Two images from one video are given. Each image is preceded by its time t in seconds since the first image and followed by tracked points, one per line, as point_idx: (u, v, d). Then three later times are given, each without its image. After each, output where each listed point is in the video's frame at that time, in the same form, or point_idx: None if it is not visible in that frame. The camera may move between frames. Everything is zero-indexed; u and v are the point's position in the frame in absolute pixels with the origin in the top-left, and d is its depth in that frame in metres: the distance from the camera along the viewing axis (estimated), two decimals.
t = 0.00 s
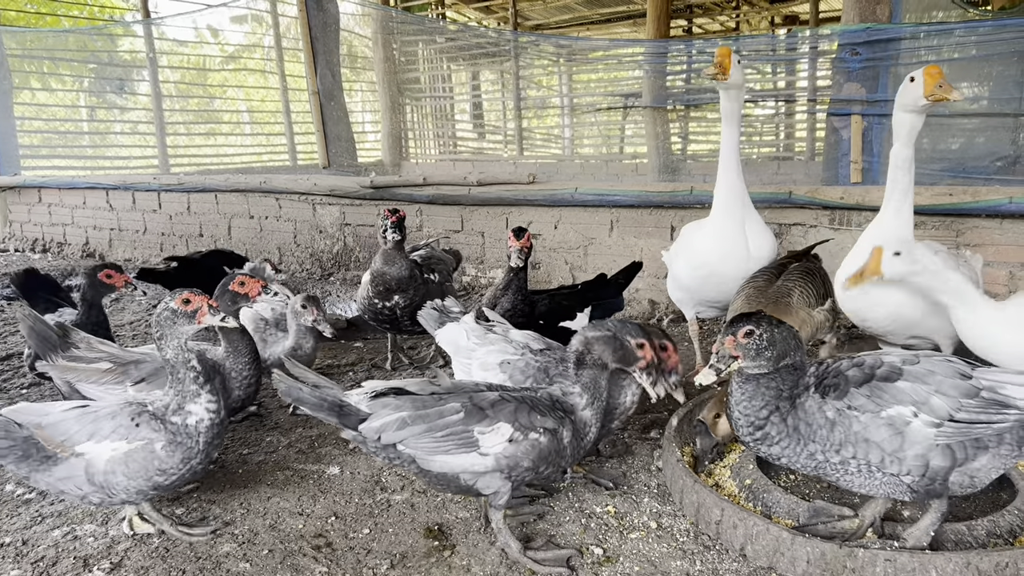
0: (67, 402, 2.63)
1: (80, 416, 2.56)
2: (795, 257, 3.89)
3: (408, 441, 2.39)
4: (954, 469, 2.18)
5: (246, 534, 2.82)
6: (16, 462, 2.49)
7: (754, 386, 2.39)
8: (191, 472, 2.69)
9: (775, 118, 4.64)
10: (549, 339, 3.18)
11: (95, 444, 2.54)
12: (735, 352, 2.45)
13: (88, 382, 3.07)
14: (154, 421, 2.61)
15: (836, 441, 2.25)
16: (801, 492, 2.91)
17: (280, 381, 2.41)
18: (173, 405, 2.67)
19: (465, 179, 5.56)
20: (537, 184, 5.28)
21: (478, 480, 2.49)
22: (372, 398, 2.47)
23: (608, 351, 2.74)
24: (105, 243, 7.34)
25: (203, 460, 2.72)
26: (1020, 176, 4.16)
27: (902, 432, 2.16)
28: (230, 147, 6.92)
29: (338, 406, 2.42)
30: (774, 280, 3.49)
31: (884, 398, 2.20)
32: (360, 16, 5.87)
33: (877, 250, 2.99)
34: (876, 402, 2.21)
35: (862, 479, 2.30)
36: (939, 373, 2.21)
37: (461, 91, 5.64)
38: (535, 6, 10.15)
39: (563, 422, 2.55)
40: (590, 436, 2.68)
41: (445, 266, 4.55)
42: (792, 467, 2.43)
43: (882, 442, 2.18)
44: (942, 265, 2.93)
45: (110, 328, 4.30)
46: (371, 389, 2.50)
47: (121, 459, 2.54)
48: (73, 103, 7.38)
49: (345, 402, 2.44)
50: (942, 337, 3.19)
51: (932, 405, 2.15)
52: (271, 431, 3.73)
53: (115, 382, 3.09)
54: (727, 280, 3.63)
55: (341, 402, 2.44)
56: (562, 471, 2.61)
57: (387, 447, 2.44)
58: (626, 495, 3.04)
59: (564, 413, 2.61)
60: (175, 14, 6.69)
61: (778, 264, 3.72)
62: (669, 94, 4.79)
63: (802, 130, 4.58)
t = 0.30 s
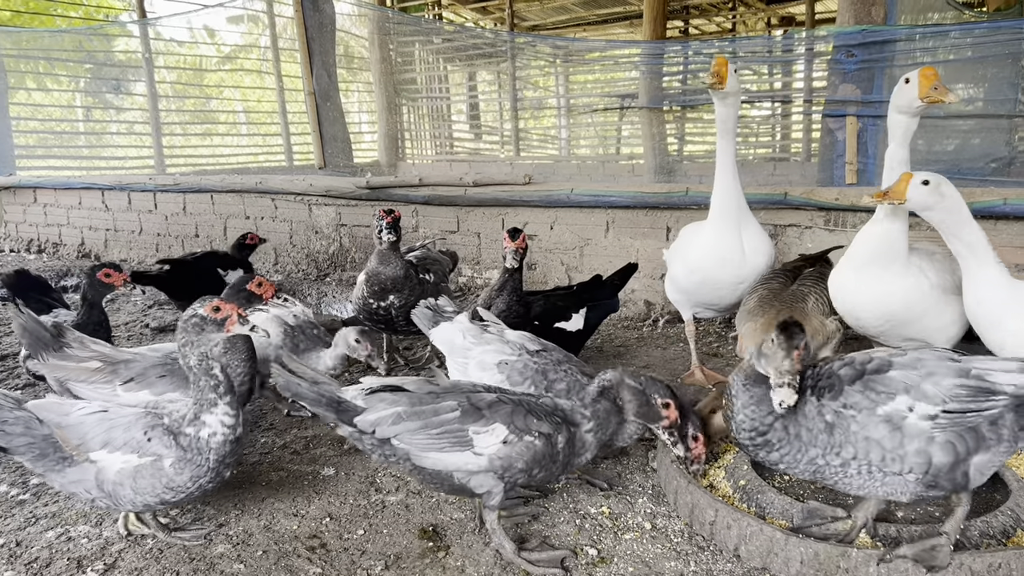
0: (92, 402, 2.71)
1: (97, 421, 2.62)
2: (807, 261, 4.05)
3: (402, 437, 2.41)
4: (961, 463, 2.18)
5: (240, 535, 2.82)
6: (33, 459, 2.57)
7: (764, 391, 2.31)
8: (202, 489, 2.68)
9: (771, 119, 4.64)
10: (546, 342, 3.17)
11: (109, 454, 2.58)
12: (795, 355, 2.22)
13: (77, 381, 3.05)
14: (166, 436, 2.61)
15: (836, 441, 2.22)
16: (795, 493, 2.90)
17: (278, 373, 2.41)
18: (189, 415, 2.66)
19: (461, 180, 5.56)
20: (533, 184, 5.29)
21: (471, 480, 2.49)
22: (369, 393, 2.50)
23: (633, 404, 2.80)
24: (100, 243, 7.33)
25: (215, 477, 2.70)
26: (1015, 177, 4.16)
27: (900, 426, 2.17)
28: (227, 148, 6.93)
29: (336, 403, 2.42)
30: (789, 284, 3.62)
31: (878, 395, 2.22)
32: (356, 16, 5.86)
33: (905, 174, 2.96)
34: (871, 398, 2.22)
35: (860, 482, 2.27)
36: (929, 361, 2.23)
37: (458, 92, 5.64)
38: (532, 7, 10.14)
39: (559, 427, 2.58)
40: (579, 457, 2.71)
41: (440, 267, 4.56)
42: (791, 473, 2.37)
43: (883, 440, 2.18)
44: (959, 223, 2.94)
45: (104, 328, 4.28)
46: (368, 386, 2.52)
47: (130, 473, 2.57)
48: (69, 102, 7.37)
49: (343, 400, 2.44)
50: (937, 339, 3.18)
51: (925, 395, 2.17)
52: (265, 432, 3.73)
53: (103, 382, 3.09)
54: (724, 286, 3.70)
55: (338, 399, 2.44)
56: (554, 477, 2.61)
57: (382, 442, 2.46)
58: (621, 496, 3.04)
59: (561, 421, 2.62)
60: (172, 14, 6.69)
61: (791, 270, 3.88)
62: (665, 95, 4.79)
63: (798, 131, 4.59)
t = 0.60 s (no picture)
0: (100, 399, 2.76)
1: (101, 416, 2.65)
2: (809, 260, 4.14)
3: (401, 428, 2.43)
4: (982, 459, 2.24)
5: (234, 535, 2.82)
6: (39, 454, 2.66)
7: (811, 426, 2.21)
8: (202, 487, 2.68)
9: (767, 121, 4.63)
10: (543, 343, 3.18)
11: (110, 450, 2.61)
12: (841, 391, 2.11)
13: (73, 373, 3.04)
14: (166, 434, 2.62)
15: (876, 473, 2.18)
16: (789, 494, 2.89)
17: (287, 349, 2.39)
18: (192, 411, 2.67)
19: (456, 181, 5.56)
20: (529, 185, 5.30)
21: (469, 475, 2.50)
22: (372, 381, 2.47)
23: (668, 444, 2.84)
24: (96, 243, 7.32)
25: (212, 476, 2.69)
26: (1009, 179, 4.17)
27: (936, 441, 2.16)
28: (223, 147, 6.93)
29: (341, 389, 2.40)
30: (794, 281, 3.76)
31: (909, 414, 2.19)
32: (352, 16, 5.86)
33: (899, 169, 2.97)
34: (904, 418, 2.19)
35: (891, 499, 2.28)
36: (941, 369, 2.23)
37: (454, 93, 5.63)
38: (529, 7, 10.14)
39: (562, 431, 2.58)
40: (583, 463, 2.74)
41: (435, 267, 4.56)
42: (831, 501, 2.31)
43: (925, 461, 2.16)
44: (954, 224, 2.95)
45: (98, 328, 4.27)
46: (373, 373, 2.50)
47: (128, 470, 2.59)
48: (64, 102, 7.35)
49: (348, 387, 2.42)
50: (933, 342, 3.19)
51: (950, 403, 2.16)
52: (260, 432, 3.73)
53: (96, 375, 3.05)
54: (716, 288, 3.72)
55: (342, 386, 2.42)
56: (554, 478, 2.64)
57: (382, 432, 2.48)
58: (615, 496, 3.04)
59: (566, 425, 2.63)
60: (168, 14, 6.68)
61: (795, 268, 4.00)
62: (661, 96, 4.79)
63: (794, 132, 4.59)
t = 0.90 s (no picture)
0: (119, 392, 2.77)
1: (122, 405, 2.65)
2: (809, 260, 4.15)
3: (406, 424, 2.46)
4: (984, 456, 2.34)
5: (229, 535, 2.82)
6: (61, 439, 2.64)
7: (891, 441, 2.10)
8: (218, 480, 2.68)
9: (763, 122, 4.62)
10: (538, 343, 3.19)
11: (130, 437, 2.60)
12: (923, 402, 2.04)
13: (66, 371, 2.99)
14: (186, 420, 2.62)
15: (939, 485, 2.14)
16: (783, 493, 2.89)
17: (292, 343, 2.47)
18: (210, 403, 2.68)
19: (452, 181, 5.56)
20: (525, 185, 5.31)
21: (472, 473, 2.52)
22: (380, 377, 2.54)
23: (665, 449, 2.90)
24: (90, 243, 7.31)
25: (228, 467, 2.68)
26: (1003, 180, 4.18)
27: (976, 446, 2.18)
28: (219, 147, 6.92)
29: (348, 382, 2.48)
30: (792, 280, 3.77)
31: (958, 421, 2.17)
32: (348, 16, 5.85)
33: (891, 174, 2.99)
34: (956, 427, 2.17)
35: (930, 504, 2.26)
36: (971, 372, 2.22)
37: (451, 93, 5.63)
38: (526, 7, 10.12)
39: (566, 432, 2.62)
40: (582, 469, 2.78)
41: (430, 268, 4.57)
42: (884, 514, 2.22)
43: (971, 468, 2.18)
44: (948, 221, 2.97)
45: (94, 328, 4.26)
46: (381, 369, 2.57)
47: (148, 455, 2.57)
48: (60, 101, 7.33)
49: (354, 379, 2.50)
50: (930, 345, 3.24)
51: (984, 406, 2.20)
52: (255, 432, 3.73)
53: (92, 373, 2.99)
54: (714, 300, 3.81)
55: (350, 378, 2.49)
56: (554, 480, 2.65)
57: (387, 427, 2.51)
58: (610, 497, 3.05)
59: (569, 426, 2.66)
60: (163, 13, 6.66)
61: (795, 267, 4.01)
62: (657, 97, 4.80)
63: (790, 133, 4.58)
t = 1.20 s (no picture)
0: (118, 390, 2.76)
1: (123, 402, 2.66)
2: (801, 263, 4.16)
3: (407, 397, 2.58)
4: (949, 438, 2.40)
5: (221, 535, 2.82)
6: (59, 433, 2.63)
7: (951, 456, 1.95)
8: (224, 476, 2.69)
9: (758, 123, 4.62)
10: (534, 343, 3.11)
11: (133, 432, 2.59)
12: (986, 423, 1.85)
13: (60, 368, 2.94)
14: (188, 417, 2.61)
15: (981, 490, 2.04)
16: (775, 493, 2.89)
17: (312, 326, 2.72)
18: (211, 402, 2.68)
19: (447, 181, 5.56)
20: (519, 186, 5.31)
21: (473, 450, 2.60)
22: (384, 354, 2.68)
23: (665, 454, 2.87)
24: (84, 242, 7.30)
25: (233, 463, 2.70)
26: (996, 182, 4.19)
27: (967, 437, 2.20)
28: (214, 147, 6.91)
29: (354, 363, 2.61)
30: (784, 282, 3.79)
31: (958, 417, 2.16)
32: (343, 16, 5.85)
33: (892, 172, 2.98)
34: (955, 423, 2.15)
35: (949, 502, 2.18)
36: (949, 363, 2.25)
37: (446, 93, 5.63)
38: (522, 8, 10.13)
39: (567, 414, 2.67)
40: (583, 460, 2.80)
41: (424, 268, 4.57)
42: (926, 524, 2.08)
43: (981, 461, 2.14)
44: (949, 220, 2.97)
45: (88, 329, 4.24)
46: (388, 347, 2.72)
47: (151, 449, 2.56)
48: (54, 100, 7.32)
49: (360, 359, 2.64)
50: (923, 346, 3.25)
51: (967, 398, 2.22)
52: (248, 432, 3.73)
53: (86, 371, 2.95)
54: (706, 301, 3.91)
55: (356, 360, 2.63)
56: (557, 463, 2.68)
57: (390, 400, 2.63)
58: (602, 497, 3.05)
59: (572, 410, 2.72)
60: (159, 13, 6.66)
61: (787, 270, 4.01)
62: (652, 97, 4.80)
63: (785, 134, 4.59)
